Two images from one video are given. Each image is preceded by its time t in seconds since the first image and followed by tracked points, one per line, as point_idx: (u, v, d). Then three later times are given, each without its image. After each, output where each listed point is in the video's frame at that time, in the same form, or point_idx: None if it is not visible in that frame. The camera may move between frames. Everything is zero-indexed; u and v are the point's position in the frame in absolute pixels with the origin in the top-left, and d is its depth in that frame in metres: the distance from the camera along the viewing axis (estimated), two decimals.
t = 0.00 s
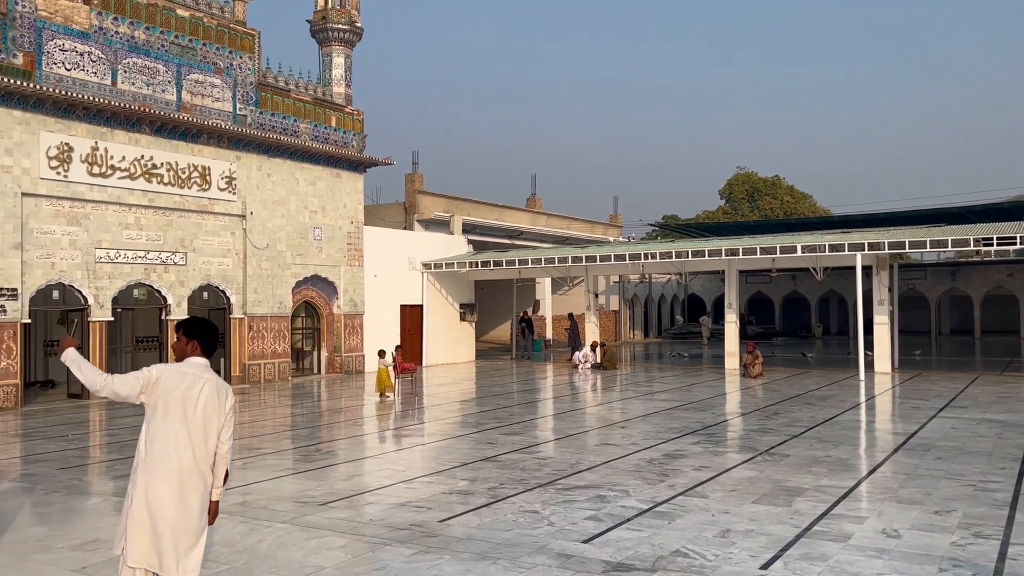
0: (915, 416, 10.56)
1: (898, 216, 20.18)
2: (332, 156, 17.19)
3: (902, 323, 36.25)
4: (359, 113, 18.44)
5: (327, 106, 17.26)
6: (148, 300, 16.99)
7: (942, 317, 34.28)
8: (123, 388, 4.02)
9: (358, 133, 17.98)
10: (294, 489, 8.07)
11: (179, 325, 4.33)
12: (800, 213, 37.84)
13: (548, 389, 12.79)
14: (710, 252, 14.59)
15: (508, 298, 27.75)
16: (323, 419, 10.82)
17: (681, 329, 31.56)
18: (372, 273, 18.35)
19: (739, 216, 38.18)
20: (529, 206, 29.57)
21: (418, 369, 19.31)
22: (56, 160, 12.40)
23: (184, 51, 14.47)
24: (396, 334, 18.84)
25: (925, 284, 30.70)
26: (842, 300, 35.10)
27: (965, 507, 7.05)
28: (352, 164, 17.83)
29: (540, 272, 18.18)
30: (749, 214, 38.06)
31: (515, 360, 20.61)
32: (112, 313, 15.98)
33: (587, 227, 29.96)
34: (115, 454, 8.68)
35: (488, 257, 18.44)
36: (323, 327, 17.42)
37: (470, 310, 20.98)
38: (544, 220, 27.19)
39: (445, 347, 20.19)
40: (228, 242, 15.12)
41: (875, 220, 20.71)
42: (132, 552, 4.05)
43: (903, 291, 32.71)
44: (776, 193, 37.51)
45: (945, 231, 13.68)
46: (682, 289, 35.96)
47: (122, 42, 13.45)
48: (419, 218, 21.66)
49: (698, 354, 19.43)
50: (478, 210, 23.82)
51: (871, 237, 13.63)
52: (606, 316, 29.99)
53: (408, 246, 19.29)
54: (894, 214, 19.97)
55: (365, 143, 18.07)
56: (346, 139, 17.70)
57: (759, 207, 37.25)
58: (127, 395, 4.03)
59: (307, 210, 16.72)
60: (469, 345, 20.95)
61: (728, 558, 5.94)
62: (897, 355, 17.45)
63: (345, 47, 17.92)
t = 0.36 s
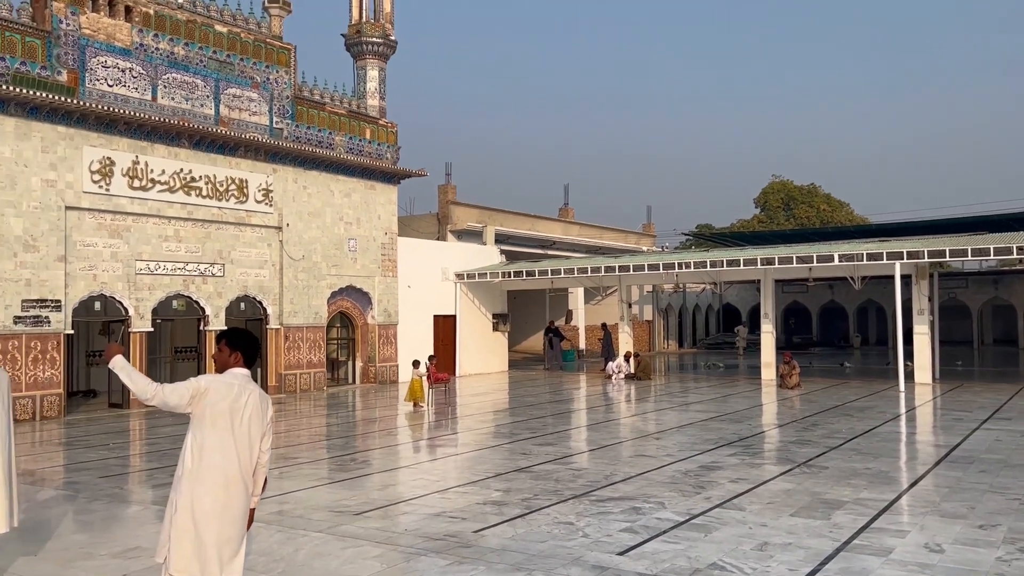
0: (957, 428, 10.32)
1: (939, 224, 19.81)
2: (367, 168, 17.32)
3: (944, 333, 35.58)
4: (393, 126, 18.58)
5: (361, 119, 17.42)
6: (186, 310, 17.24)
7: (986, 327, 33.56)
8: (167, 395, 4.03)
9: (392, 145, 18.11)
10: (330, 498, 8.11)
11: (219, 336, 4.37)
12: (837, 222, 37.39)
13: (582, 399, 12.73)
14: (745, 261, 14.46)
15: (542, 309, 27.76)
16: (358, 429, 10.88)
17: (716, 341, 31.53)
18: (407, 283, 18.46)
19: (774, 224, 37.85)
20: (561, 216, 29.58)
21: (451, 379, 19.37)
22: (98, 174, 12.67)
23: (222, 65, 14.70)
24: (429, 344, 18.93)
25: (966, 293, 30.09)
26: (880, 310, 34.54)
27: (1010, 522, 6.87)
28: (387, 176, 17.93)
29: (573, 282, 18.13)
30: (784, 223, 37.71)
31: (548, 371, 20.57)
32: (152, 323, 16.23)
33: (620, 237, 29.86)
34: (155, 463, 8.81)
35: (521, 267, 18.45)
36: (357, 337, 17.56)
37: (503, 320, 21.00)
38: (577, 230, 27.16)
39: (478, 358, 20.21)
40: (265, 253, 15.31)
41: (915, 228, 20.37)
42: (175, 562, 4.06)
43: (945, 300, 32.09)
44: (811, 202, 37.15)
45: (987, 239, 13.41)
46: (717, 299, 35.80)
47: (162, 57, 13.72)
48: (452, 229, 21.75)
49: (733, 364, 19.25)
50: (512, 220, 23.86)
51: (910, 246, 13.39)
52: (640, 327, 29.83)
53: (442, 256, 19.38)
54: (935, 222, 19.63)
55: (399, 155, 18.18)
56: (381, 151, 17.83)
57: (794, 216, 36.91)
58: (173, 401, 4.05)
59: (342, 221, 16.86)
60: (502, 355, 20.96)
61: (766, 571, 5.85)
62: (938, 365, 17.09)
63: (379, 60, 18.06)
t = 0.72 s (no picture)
0: (997, 438, 10.11)
1: (978, 231, 19.49)
2: (399, 178, 17.43)
3: (983, 341, 34.96)
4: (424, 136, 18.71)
5: (393, 130, 17.57)
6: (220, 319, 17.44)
7: None
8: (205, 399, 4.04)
9: (423, 155, 18.21)
10: (362, 506, 8.15)
11: (254, 344, 4.34)
12: (872, 229, 36.95)
13: (614, 408, 12.68)
14: (778, 269, 14.33)
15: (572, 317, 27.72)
16: (389, 437, 10.92)
17: (749, 349, 31.25)
18: (438, 292, 18.54)
19: (808, 232, 37.55)
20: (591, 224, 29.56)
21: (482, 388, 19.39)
22: (136, 186, 12.90)
23: (256, 78, 14.89)
24: (460, 353, 18.98)
25: (1006, 301, 29.55)
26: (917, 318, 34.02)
27: None
28: (418, 186, 18.03)
29: (603, 291, 18.08)
30: (818, 230, 37.39)
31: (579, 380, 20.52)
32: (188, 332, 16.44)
33: (652, 245, 29.76)
34: (190, 470, 8.92)
35: (552, 276, 18.45)
36: (389, 346, 17.64)
37: (534, 329, 21.00)
38: (608, 238, 27.13)
39: (509, 366, 20.22)
40: (298, 263, 15.46)
41: (953, 235, 20.06)
42: (213, 567, 4.08)
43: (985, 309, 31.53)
44: (846, 209, 36.80)
45: None
46: (750, 307, 35.53)
47: (198, 71, 13.94)
48: (482, 237, 21.82)
49: (767, 374, 19.05)
50: (542, 229, 23.90)
51: (948, 253, 13.18)
52: (671, 335, 29.66)
53: (473, 265, 19.46)
54: (973, 230, 19.34)
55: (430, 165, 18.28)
56: (412, 161, 17.94)
57: (829, 223, 36.58)
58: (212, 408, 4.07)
59: (374, 231, 16.98)
60: (533, 364, 20.95)
61: None
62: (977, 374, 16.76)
63: (410, 71, 18.25)
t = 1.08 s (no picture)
0: None
1: None
2: (434, 189, 17.50)
3: None
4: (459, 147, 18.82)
5: (428, 141, 17.70)
6: (258, 329, 17.62)
7: None
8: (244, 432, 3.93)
9: (457, 166, 18.32)
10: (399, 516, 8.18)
11: (291, 354, 4.40)
12: (914, 237, 36.37)
13: (650, 418, 12.58)
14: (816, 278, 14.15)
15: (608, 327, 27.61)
16: (424, 446, 10.95)
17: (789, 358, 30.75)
18: (472, 302, 18.56)
19: (847, 239, 37.05)
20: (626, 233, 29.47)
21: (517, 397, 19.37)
22: (177, 198, 13.13)
23: (294, 91, 15.08)
24: (495, 362, 18.98)
25: None
26: (960, 327, 33.34)
27: None
28: (453, 196, 18.10)
29: (639, 300, 17.98)
30: (857, 238, 36.87)
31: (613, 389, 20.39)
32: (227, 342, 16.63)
33: (687, 254, 29.58)
34: (229, 479, 9.01)
35: (586, 285, 18.40)
36: (424, 355, 17.69)
37: (568, 338, 20.97)
38: (642, 247, 27.03)
39: (543, 376, 20.19)
40: (335, 273, 15.60)
41: (998, 242, 19.63)
42: None
43: None
44: (887, 217, 36.28)
45: None
46: (788, 316, 35.16)
47: (237, 84, 14.15)
48: (516, 247, 21.87)
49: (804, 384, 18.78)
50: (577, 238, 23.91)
51: (993, 260, 12.90)
52: (708, 345, 29.32)
53: (507, 275, 19.48)
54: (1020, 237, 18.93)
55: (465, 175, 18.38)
56: (446, 171, 18.04)
57: (868, 231, 36.08)
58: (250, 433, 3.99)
59: (409, 241, 17.08)
60: (567, 375, 20.93)
61: None
62: None
63: (444, 82, 18.34)
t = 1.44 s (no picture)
0: None
1: None
2: (469, 200, 17.56)
3: None
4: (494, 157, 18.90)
5: (463, 152, 17.81)
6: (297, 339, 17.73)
7: None
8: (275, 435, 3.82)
9: (492, 176, 18.39)
10: (436, 527, 8.18)
11: (328, 365, 4.42)
12: (959, 243, 35.53)
13: (687, 429, 12.47)
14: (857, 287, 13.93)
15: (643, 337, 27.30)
16: (460, 456, 10.95)
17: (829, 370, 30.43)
18: (507, 312, 18.58)
19: (888, 247, 36.69)
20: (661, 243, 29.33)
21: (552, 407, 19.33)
22: (217, 211, 13.33)
23: (331, 104, 15.25)
24: (530, 372, 18.98)
25: None
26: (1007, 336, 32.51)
27: None
28: (488, 207, 18.15)
29: (675, 310, 17.82)
30: (898, 245, 36.46)
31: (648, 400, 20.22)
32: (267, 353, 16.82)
33: (726, 262, 29.27)
34: (268, 488, 9.10)
35: (622, 294, 18.29)
36: (459, 365, 17.73)
37: (603, 348, 20.91)
38: (679, 255, 26.86)
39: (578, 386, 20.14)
40: (372, 283, 15.72)
41: None
42: None
43: None
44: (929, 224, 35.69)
45: None
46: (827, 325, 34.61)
47: (276, 98, 14.34)
48: (550, 257, 21.86)
49: (844, 394, 18.44)
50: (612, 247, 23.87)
51: None
52: (747, 355, 28.94)
53: (542, 285, 19.48)
54: None
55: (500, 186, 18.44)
56: (481, 182, 18.12)
57: (910, 239, 35.60)
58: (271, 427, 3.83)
59: (445, 252, 17.14)
60: (602, 384, 20.89)
61: None
62: None
63: (480, 93, 18.42)
